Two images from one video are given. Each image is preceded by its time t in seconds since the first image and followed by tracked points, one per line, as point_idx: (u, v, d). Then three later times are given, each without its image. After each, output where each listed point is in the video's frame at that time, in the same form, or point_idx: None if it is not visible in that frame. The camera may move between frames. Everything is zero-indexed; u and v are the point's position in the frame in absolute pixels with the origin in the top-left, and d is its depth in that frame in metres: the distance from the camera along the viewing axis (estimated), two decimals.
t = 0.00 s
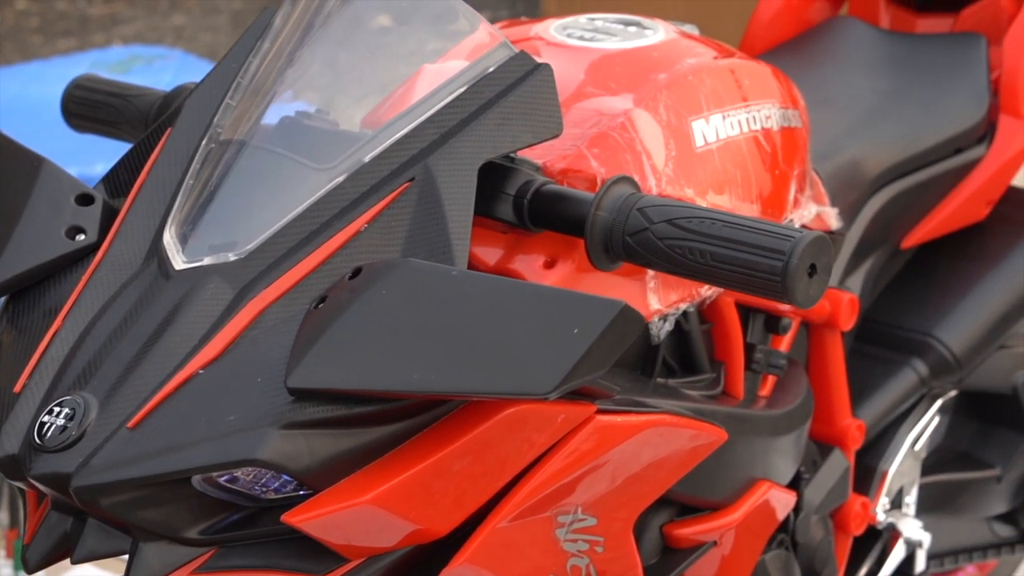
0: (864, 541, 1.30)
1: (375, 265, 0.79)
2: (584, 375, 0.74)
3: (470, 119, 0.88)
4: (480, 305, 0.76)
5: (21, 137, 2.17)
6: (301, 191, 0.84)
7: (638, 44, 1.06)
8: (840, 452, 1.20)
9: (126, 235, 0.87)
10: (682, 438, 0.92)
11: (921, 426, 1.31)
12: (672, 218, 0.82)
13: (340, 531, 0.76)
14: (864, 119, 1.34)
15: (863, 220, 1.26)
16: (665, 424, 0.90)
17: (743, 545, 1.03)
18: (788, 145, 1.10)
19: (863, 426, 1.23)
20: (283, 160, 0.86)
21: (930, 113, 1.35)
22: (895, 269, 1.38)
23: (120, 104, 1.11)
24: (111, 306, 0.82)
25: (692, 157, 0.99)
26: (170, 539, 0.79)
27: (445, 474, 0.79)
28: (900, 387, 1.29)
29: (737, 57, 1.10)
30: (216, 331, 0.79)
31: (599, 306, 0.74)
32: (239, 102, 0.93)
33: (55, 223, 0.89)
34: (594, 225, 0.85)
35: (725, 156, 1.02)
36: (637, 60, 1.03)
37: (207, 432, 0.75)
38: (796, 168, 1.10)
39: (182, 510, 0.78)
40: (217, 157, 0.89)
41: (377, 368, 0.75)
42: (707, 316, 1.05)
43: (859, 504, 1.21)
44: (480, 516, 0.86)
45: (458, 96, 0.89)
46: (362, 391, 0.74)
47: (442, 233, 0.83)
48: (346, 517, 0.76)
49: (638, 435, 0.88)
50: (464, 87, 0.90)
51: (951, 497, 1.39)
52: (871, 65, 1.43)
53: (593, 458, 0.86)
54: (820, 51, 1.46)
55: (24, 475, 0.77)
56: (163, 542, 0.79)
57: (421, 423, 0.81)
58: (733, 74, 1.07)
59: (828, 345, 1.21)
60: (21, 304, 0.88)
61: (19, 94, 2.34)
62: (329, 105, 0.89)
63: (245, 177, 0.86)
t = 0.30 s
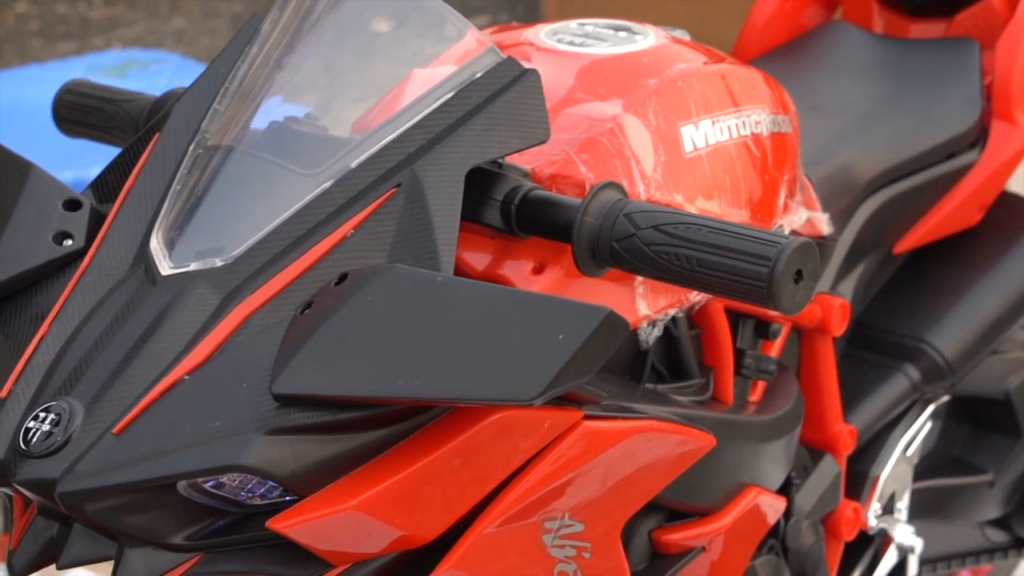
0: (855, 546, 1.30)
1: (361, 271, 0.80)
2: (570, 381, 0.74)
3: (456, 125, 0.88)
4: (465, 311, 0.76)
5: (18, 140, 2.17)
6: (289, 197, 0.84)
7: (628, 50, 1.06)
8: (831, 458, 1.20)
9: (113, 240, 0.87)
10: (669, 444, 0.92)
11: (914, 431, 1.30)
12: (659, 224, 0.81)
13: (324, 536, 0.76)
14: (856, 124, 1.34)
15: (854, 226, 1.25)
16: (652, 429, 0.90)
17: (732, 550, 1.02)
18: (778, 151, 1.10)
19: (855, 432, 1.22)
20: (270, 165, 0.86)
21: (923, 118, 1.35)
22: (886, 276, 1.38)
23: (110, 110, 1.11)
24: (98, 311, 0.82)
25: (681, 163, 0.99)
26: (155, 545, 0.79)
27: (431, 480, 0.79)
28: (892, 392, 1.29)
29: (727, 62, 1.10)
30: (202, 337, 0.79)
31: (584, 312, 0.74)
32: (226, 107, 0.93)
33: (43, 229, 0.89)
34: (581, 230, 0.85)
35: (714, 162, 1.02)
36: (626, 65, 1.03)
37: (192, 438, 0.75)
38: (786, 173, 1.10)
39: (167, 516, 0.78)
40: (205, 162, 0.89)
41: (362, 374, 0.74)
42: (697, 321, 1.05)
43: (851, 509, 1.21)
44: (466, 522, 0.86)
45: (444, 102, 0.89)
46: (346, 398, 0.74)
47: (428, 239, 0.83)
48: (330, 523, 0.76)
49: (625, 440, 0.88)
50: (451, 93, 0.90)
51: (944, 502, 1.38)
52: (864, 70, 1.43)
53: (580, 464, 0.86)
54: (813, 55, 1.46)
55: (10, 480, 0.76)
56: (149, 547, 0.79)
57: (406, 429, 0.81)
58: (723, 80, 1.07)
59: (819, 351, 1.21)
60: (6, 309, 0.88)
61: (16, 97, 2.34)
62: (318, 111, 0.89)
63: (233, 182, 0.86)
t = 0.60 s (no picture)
0: (846, 551, 1.30)
1: (346, 276, 0.79)
2: (555, 387, 0.74)
3: (443, 131, 0.88)
4: (450, 316, 0.76)
5: (14, 144, 2.17)
6: (275, 202, 0.84)
7: (617, 55, 1.06)
8: (822, 463, 1.20)
9: (100, 245, 0.88)
10: (656, 449, 0.92)
11: (905, 437, 1.31)
12: (645, 230, 0.82)
13: (310, 542, 0.76)
14: (849, 130, 1.34)
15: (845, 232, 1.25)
16: (639, 435, 0.90)
17: (721, 555, 1.02)
18: (768, 156, 1.10)
19: (846, 437, 1.23)
20: (257, 171, 0.86)
21: (915, 124, 1.35)
22: (877, 281, 1.38)
23: (100, 114, 1.11)
24: (85, 316, 0.82)
25: (669, 169, 0.99)
26: (141, 551, 0.79)
27: (416, 485, 0.79)
28: (884, 397, 1.30)
29: (717, 68, 1.10)
30: (187, 342, 0.79)
31: (570, 319, 0.75)
32: (214, 112, 0.93)
33: (30, 234, 0.89)
34: (568, 236, 0.85)
35: (704, 167, 1.02)
36: (616, 70, 1.03)
37: (177, 443, 0.74)
38: (775, 179, 1.10)
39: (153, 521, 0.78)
40: (192, 167, 0.89)
41: (347, 381, 0.74)
42: (685, 327, 1.05)
43: (842, 514, 1.21)
44: (453, 528, 0.86)
45: (432, 107, 0.89)
46: (331, 404, 0.74)
47: (414, 245, 0.84)
48: (316, 529, 0.76)
49: (613, 446, 0.88)
50: (438, 98, 0.90)
51: (938, 506, 1.38)
52: (856, 76, 1.43)
53: (566, 470, 0.86)
54: (806, 61, 1.46)
55: None
56: (135, 553, 0.79)
57: (392, 435, 0.81)
58: (713, 85, 1.07)
59: (810, 356, 1.21)
60: None
61: (12, 100, 2.34)
62: (307, 116, 0.90)
63: (220, 188, 0.86)
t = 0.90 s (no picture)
0: (833, 557, 1.30)
1: (328, 282, 0.80)
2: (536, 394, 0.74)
3: (426, 137, 0.88)
4: (432, 322, 0.76)
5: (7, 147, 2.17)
6: (259, 208, 0.84)
7: (604, 61, 1.06)
8: (808, 469, 1.21)
9: (84, 250, 0.88)
10: (640, 455, 0.92)
11: (892, 443, 1.31)
12: (628, 237, 0.82)
13: (291, 547, 0.77)
14: (838, 136, 1.34)
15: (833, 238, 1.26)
16: (623, 441, 0.90)
17: (706, 560, 1.03)
18: (754, 162, 1.10)
19: (833, 443, 1.23)
20: (241, 176, 0.86)
21: (904, 130, 1.36)
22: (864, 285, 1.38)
23: (88, 118, 1.11)
24: (69, 320, 0.82)
25: (655, 175, 0.99)
26: (123, 555, 0.79)
27: (400, 490, 0.79)
28: (872, 403, 1.30)
29: (703, 74, 1.11)
30: (170, 347, 0.79)
31: (550, 325, 0.75)
32: (198, 117, 0.93)
33: (15, 239, 0.89)
34: (551, 242, 0.85)
35: (689, 174, 1.02)
36: (602, 77, 1.04)
37: (158, 449, 0.74)
38: (761, 185, 1.11)
39: (135, 526, 0.78)
40: (176, 173, 0.89)
41: (328, 386, 0.74)
42: (671, 333, 1.05)
43: (829, 520, 1.22)
44: (436, 533, 0.86)
45: (416, 113, 0.89)
46: (312, 409, 0.74)
47: (397, 251, 0.84)
48: (297, 534, 0.76)
49: (596, 452, 0.89)
50: (422, 104, 0.90)
51: (924, 513, 1.40)
52: (846, 83, 1.44)
53: (549, 475, 0.86)
54: (797, 67, 1.47)
55: None
56: (117, 557, 0.79)
57: (375, 440, 0.81)
58: (699, 91, 1.07)
59: (797, 362, 1.21)
60: None
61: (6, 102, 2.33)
62: (292, 122, 0.90)
63: (204, 193, 0.86)
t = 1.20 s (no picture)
0: (827, 562, 1.30)
1: (315, 289, 0.80)
2: (524, 399, 0.74)
3: (414, 143, 0.88)
4: (417, 329, 0.76)
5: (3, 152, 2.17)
6: (247, 214, 0.84)
7: (595, 67, 1.06)
8: (802, 474, 1.20)
9: (73, 257, 0.88)
10: (630, 461, 0.92)
11: (886, 448, 1.31)
12: (616, 243, 0.82)
13: (278, 553, 0.76)
14: (832, 141, 1.34)
15: (826, 243, 1.25)
16: (612, 447, 0.90)
17: (697, 565, 1.03)
18: (745, 168, 1.10)
19: (826, 448, 1.23)
20: (230, 183, 0.86)
21: (897, 135, 1.36)
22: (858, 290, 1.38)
23: (80, 124, 1.11)
24: (57, 327, 0.83)
25: (645, 180, 0.99)
26: (111, 562, 0.79)
27: (388, 496, 0.79)
28: (866, 408, 1.30)
29: (694, 79, 1.11)
30: (157, 354, 0.79)
31: (535, 331, 0.74)
32: (186, 124, 0.93)
33: (4, 245, 0.89)
34: (539, 248, 0.85)
35: (679, 179, 1.02)
36: (593, 82, 1.04)
37: (144, 456, 0.74)
38: (752, 191, 1.11)
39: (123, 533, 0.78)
40: (165, 179, 0.89)
41: (314, 394, 0.75)
42: (661, 339, 1.05)
43: (823, 525, 1.22)
44: (426, 539, 0.86)
45: (405, 119, 0.89)
46: (299, 416, 0.74)
47: (385, 257, 0.84)
48: (285, 541, 0.76)
49: (585, 458, 0.88)
50: (410, 110, 0.90)
51: (917, 519, 1.39)
52: (840, 88, 1.44)
53: (538, 481, 0.86)
54: (791, 72, 1.47)
55: None
56: (105, 564, 0.79)
57: (363, 446, 0.81)
58: (690, 97, 1.07)
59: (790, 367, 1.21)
60: None
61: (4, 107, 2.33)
62: (282, 128, 0.90)
63: (192, 200, 0.86)
